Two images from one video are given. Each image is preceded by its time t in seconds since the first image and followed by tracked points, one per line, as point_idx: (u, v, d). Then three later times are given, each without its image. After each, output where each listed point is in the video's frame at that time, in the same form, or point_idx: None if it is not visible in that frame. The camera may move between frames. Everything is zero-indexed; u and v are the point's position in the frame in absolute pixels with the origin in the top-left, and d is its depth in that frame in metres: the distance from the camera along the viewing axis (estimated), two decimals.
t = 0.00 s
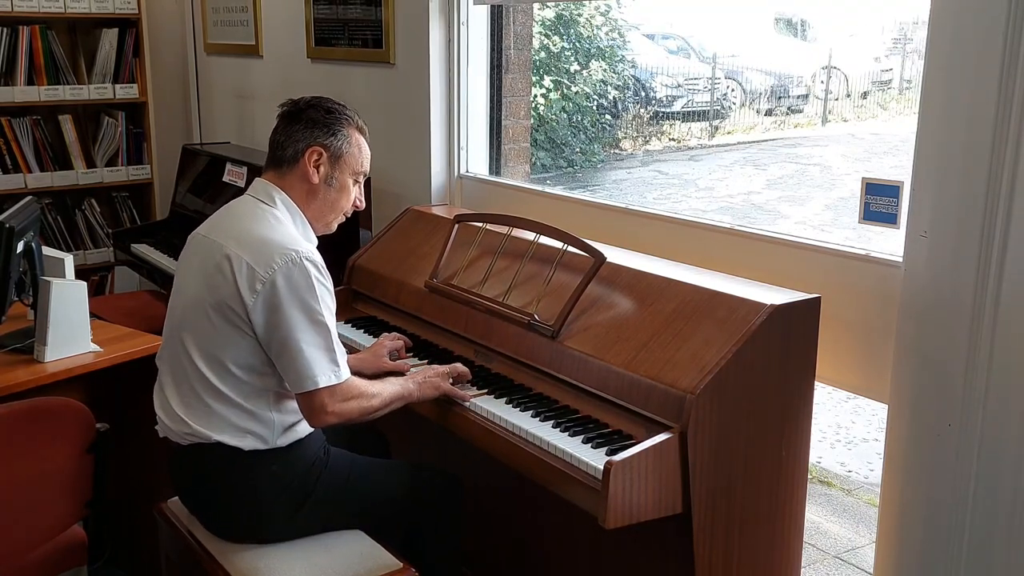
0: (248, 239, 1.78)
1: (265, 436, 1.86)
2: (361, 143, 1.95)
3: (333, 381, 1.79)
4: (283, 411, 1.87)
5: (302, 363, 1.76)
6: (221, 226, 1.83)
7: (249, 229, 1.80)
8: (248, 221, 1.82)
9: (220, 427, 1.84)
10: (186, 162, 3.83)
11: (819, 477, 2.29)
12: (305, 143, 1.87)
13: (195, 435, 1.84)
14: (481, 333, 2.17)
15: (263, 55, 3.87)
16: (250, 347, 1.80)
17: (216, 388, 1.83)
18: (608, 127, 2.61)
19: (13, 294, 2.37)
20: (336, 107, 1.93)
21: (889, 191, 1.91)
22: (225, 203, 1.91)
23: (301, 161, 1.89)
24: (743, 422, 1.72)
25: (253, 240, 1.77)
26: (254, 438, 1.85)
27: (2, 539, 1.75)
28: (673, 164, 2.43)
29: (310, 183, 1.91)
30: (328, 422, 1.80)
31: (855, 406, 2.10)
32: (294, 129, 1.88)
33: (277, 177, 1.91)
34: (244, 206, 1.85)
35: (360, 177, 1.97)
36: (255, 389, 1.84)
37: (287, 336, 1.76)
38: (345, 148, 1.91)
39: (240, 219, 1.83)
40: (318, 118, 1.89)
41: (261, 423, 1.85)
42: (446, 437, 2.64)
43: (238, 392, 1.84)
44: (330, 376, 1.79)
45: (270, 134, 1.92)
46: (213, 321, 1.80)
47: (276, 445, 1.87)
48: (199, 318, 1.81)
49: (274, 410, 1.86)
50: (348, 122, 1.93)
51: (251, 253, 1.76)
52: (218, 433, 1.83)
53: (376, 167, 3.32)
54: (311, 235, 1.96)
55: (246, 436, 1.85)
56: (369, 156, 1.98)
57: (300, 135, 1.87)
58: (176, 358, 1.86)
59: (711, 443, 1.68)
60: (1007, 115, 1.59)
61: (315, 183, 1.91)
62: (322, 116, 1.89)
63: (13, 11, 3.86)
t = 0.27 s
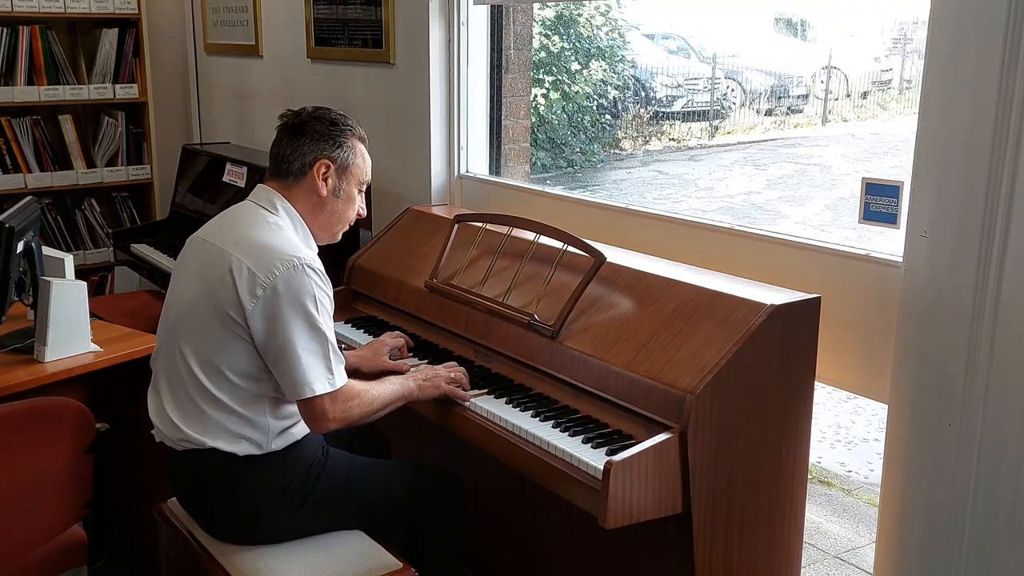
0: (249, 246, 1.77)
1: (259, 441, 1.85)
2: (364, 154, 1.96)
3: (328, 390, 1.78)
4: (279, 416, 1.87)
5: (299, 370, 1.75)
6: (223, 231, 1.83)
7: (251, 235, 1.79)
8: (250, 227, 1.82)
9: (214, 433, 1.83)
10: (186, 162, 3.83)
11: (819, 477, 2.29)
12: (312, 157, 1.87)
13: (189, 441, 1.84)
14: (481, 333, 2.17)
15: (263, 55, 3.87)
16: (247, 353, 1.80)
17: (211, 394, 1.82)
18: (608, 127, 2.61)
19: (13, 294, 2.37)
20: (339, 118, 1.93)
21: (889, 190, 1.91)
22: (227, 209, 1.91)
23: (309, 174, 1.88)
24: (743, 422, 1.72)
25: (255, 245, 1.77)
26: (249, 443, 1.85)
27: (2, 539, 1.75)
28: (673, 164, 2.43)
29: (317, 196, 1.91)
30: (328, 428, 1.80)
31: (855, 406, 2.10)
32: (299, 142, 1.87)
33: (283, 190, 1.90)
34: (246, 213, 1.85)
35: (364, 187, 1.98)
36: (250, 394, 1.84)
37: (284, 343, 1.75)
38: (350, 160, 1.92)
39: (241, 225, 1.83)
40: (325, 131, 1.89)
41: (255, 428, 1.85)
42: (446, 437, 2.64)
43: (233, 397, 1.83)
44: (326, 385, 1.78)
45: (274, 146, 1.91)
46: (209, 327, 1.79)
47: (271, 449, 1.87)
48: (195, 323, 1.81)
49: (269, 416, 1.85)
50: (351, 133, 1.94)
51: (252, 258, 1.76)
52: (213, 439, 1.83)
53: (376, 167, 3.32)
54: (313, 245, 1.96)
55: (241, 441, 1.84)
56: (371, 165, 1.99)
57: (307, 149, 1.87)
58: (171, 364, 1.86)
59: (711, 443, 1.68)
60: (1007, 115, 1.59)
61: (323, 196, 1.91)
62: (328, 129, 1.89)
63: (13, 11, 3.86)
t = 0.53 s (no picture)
0: (247, 248, 1.77)
1: (256, 443, 1.85)
2: (363, 157, 1.96)
3: (326, 391, 1.78)
4: (276, 418, 1.86)
5: (296, 372, 1.75)
6: (221, 233, 1.83)
7: (249, 237, 1.79)
8: (248, 229, 1.81)
9: (212, 435, 1.83)
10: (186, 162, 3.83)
11: (819, 477, 2.29)
12: (312, 159, 1.87)
13: (186, 443, 1.84)
14: (481, 333, 2.17)
15: (263, 55, 3.87)
16: (245, 355, 1.80)
17: (208, 396, 1.82)
18: (608, 127, 2.61)
19: (13, 294, 2.37)
20: (338, 121, 1.93)
21: (889, 191, 1.91)
22: (225, 210, 1.91)
23: (308, 177, 1.88)
24: (743, 422, 1.72)
25: (253, 248, 1.77)
26: (246, 445, 1.84)
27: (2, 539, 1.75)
28: (673, 164, 2.43)
29: (316, 198, 1.91)
30: (330, 428, 1.80)
31: (855, 406, 2.10)
32: (298, 145, 1.87)
33: (282, 192, 1.90)
34: (245, 215, 1.85)
35: (363, 189, 1.98)
36: (247, 396, 1.83)
37: (282, 346, 1.75)
38: (350, 163, 1.92)
39: (240, 227, 1.83)
40: (324, 133, 1.89)
41: (253, 430, 1.84)
42: (446, 437, 2.64)
43: (229, 399, 1.83)
44: (323, 386, 1.78)
45: (272, 148, 1.91)
46: (207, 328, 1.80)
47: (268, 451, 1.86)
48: (193, 325, 1.81)
49: (266, 418, 1.85)
50: (350, 135, 1.93)
51: (250, 261, 1.76)
52: (209, 441, 1.83)
53: (376, 167, 3.32)
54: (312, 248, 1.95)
55: (238, 443, 1.84)
56: (370, 167, 1.99)
57: (305, 151, 1.87)
58: (170, 366, 1.86)
59: (711, 443, 1.68)
60: (1007, 115, 1.59)
61: (322, 198, 1.91)
62: (327, 131, 1.89)
63: (13, 11, 3.86)
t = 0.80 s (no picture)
0: (252, 244, 1.77)
1: (266, 439, 1.85)
2: (358, 138, 1.96)
3: (336, 386, 1.79)
4: (285, 415, 1.87)
5: (306, 369, 1.75)
6: (223, 230, 1.82)
7: (252, 233, 1.79)
8: (251, 224, 1.81)
9: (221, 432, 1.83)
10: (186, 162, 3.83)
11: (819, 477, 2.29)
12: (307, 144, 1.87)
13: (195, 440, 1.84)
14: (481, 333, 2.17)
15: (263, 55, 3.87)
16: (253, 352, 1.80)
17: (217, 393, 1.82)
18: (608, 127, 2.61)
19: (13, 294, 2.37)
20: (332, 104, 1.92)
21: (889, 191, 1.91)
22: (224, 205, 1.90)
23: (304, 162, 1.88)
24: (744, 422, 1.72)
25: (257, 245, 1.77)
26: (255, 441, 1.84)
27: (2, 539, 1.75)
28: (673, 164, 2.43)
29: (313, 184, 1.91)
30: (329, 424, 1.80)
31: (855, 406, 2.10)
32: (293, 130, 1.87)
33: (279, 180, 1.90)
34: (245, 211, 1.85)
35: (359, 171, 1.98)
36: (256, 393, 1.84)
37: (291, 343, 1.75)
38: (345, 146, 1.92)
39: (242, 222, 1.82)
40: (318, 118, 1.88)
41: (262, 426, 1.84)
42: (446, 437, 2.64)
43: (239, 396, 1.83)
44: (334, 382, 1.78)
45: (267, 136, 1.90)
46: (214, 327, 1.79)
47: (277, 447, 1.87)
48: (200, 322, 1.81)
49: (276, 414, 1.85)
50: (344, 119, 1.93)
51: (255, 258, 1.75)
52: (219, 438, 1.83)
53: (376, 167, 3.32)
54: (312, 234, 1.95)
55: (248, 439, 1.84)
56: (366, 149, 1.99)
57: (300, 137, 1.87)
58: (177, 363, 1.86)
59: (712, 443, 1.68)
60: (1007, 115, 1.59)
61: (319, 183, 1.91)
62: (321, 115, 1.89)
63: (13, 11, 3.86)
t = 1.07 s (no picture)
0: (248, 252, 1.77)
1: (257, 446, 1.85)
2: (360, 149, 1.96)
3: (326, 398, 1.78)
4: (276, 421, 1.86)
5: (296, 380, 1.75)
6: (221, 237, 1.83)
7: (250, 241, 1.79)
8: (249, 232, 1.81)
9: (213, 438, 1.83)
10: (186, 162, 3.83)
11: (819, 477, 2.29)
12: (307, 152, 1.87)
13: (187, 447, 1.84)
14: (481, 333, 2.17)
15: (263, 55, 3.87)
16: (245, 360, 1.80)
17: (209, 400, 1.82)
18: (608, 127, 2.61)
19: (13, 294, 2.37)
20: (333, 114, 1.93)
21: (889, 191, 1.91)
22: (224, 211, 1.90)
23: (304, 170, 1.88)
24: (743, 422, 1.72)
25: (254, 253, 1.77)
26: (247, 448, 1.84)
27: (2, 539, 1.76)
28: (673, 164, 2.43)
29: (313, 192, 1.91)
30: (329, 433, 1.80)
31: (855, 406, 2.10)
32: (293, 139, 1.87)
33: (279, 188, 1.90)
34: (245, 218, 1.85)
35: (360, 182, 1.98)
36: (247, 400, 1.83)
37: (282, 354, 1.74)
38: (346, 156, 1.92)
39: (240, 230, 1.82)
40: (318, 126, 1.89)
41: (253, 433, 1.84)
42: (446, 437, 2.64)
43: (230, 403, 1.83)
44: (324, 394, 1.78)
45: (269, 145, 1.91)
46: (205, 334, 1.79)
47: (269, 454, 1.86)
48: (194, 329, 1.80)
49: (267, 421, 1.85)
50: (345, 128, 1.93)
51: (251, 266, 1.75)
52: (210, 445, 1.83)
53: (376, 167, 3.32)
54: (312, 246, 1.95)
55: (239, 446, 1.84)
56: (367, 160, 1.99)
57: (300, 145, 1.87)
58: (170, 369, 1.86)
59: (712, 443, 1.68)
60: (1007, 115, 1.59)
61: (319, 192, 1.91)
62: (322, 124, 1.89)
63: (13, 11, 3.86)
